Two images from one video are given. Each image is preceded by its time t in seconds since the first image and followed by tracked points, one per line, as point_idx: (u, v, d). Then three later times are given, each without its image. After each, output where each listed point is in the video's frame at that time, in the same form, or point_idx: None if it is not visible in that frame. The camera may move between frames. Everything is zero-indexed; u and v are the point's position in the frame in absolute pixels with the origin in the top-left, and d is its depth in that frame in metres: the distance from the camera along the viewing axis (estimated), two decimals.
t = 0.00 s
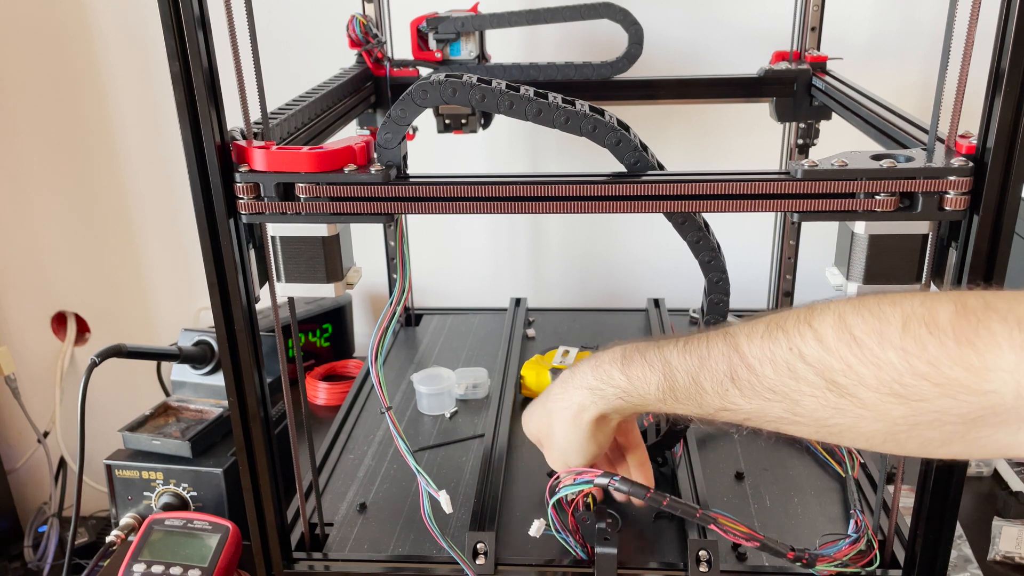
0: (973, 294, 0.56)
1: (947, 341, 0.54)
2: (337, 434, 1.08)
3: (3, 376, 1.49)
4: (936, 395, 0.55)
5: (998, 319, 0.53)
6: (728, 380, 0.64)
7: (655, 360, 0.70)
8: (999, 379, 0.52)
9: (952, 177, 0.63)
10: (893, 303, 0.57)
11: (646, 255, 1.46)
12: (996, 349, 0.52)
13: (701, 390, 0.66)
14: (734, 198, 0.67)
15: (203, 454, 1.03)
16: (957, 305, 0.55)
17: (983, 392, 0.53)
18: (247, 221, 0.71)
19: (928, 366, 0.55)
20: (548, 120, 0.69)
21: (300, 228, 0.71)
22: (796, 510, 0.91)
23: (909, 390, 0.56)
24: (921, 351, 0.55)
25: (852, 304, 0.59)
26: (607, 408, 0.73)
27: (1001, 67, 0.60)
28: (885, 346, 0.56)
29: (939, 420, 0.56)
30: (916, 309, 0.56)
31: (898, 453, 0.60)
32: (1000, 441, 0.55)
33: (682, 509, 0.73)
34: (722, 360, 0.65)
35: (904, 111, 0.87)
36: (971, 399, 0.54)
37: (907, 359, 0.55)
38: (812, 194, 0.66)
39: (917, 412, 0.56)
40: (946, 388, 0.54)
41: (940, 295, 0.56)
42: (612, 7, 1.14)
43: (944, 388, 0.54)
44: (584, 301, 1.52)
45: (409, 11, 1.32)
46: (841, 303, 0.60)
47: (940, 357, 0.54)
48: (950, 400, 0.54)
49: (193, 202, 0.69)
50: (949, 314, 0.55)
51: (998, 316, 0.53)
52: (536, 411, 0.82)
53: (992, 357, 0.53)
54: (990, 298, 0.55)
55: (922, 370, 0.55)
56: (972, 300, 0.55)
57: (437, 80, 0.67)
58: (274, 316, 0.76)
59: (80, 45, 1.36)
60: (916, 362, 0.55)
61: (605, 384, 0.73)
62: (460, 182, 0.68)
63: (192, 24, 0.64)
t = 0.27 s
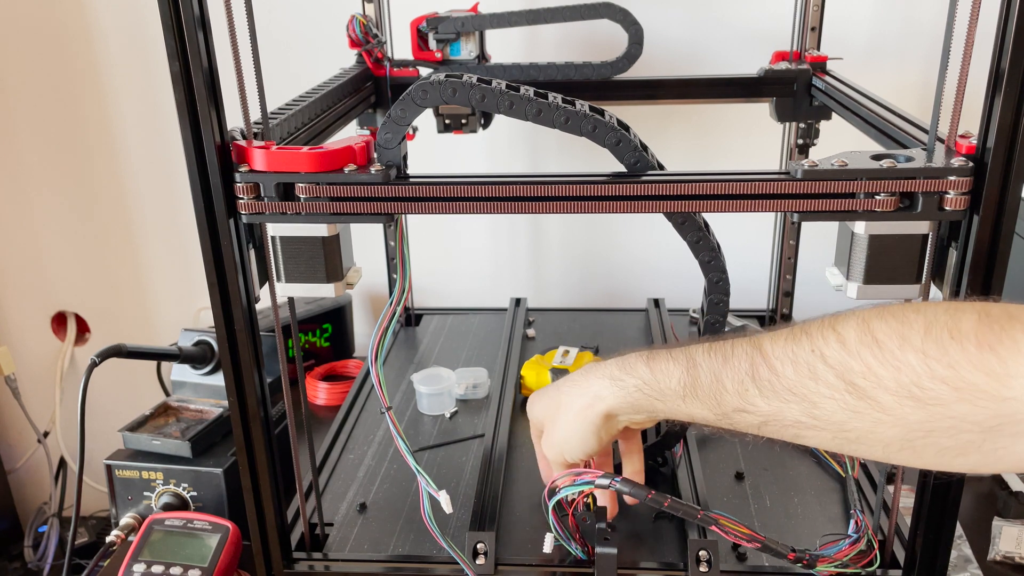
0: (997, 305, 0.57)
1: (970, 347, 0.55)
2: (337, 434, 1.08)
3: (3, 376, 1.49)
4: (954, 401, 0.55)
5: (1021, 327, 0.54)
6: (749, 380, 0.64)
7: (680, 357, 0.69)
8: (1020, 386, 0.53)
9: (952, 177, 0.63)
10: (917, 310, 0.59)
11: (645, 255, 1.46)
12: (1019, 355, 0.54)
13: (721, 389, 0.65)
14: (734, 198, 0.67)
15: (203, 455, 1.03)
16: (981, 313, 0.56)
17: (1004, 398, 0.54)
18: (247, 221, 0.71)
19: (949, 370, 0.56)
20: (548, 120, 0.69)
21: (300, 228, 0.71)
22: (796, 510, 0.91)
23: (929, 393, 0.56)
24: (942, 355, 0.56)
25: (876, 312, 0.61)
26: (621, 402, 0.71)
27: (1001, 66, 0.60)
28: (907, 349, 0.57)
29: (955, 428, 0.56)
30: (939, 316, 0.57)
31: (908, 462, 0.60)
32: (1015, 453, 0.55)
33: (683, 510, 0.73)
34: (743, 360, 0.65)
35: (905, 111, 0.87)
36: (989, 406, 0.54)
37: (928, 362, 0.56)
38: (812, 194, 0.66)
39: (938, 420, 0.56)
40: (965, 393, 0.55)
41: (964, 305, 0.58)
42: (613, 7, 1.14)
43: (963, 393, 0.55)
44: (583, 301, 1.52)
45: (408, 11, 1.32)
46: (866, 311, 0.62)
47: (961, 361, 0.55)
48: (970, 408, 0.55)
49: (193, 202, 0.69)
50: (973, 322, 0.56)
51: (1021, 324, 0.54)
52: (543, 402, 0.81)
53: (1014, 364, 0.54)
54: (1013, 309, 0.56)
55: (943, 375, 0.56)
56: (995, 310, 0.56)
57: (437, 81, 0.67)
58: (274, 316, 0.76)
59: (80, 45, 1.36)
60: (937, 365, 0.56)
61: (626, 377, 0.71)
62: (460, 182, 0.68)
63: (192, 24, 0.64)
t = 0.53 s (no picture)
0: (987, 308, 0.56)
1: (959, 351, 0.55)
2: (337, 434, 1.08)
3: (3, 376, 1.49)
4: (945, 403, 0.55)
5: (1011, 331, 0.53)
6: (742, 384, 0.64)
7: (675, 360, 0.69)
8: (1011, 389, 0.53)
9: (952, 177, 0.63)
10: (907, 314, 0.58)
11: (645, 255, 1.46)
12: (1008, 358, 0.53)
13: (715, 393, 0.65)
14: (734, 198, 0.67)
15: (203, 455, 1.03)
16: (971, 316, 0.55)
17: (997, 401, 0.53)
18: (247, 221, 0.71)
19: (939, 374, 0.55)
20: (548, 120, 0.69)
21: (300, 228, 0.71)
22: (796, 510, 0.91)
23: (919, 397, 0.56)
24: (932, 359, 0.56)
25: (867, 315, 0.60)
26: (619, 404, 0.71)
27: (1001, 66, 0.60)
28: (897, 353, 0.57)
29: (949, 430, 0.56)
30: (929, 319, 0.57)
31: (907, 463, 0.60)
32: (1009, 453, 0.55)
33: (684, 511, 0.73)
34: (736, 364, 0.65)
35: (905, 112, 0.87)
36: (981, 409, 0.54)
37: (917, 366, 0.56)
38: (812, 194, 0.66)
39: (930, 424, 0.56)
40: (957, 397, 0.55)
41: (953, 308, 0.57)
42: (613, 7, 1.14)
43: (955, 396, 0.55)
44: (584, 301, 1.52)
45: (409, 11, 1.32)
46: (856, 314, 0.61)
47: (951, 365, 0.55)
48: (962, 410, 0.55)
49: (192, 202, 0.69)
50: (962, 325, 0.55)
51: (1011, 327, 0.54)
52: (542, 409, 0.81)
53: (1004, 367, 0.53)
54: (1003, 311, 0.55)
55: (933, 378, 0.56)
56: (985, 313, 0.55)
57: (437, 81, 0.67)
58: (274, 316, 0.76)
59: (80, 45, 1.36)
60: (927, 369, 0.56)
61: (623, 379, 0.72)
62: (460, 183, 0.68)
63: (192, 23, 0.64)
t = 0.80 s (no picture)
0: (964, 293, 0.56)
1: (933, 338, 0.55)
2: (337, 434, 1.08)
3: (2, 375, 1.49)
4: (921, 389, 0.55)
5: (986, 318, 0.53)
6: (723, 365, 0.64)
7: (660, 343, 0.69)
8: (986, 375, 0.52)
9: (952, 177, 0.63)
10: (885, 300, 0.58)
11: (646, 255, 1.46)
12: (982, 346, 0.53)
13: (697, 375, 0.66)
14: (734, 198, 0.67)
15: (203, 455, 1.03)
16: (946, 303, 0.55)
17: (971, 387, 0.53)
18: (247, 221, 0.71)
19: (914, 361, 0.55)
20: (548, 120, 0.69)
21: (300, 228, 0.71)
22: (796, 510, 0.91)
23: (895, 383, 0.56)
24: (907, 346, 0.56)
25: (845, 301, 0.60)
26: (609, 380, 0.72)
27: (1001, 67, 0.60)
28: (873, 340, 0.57)
29: (925, 414, 0.56)
30: (906, 306, 0.56)
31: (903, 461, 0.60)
32: (983, 436, 0.55)
33: (686, 500, 0.71)
34: (718, 347, 0.65)
35: (904, 111, 0.87)
36: (956, 394, 0.54)
37: (893, 353, 0.56)
38: (813, 194, 0.66)
39: (900, 407, 0.57)
40: (932, 383, 0.55)
41: (930, 294, 0.57)
42: (612, 7, 1.14)
43: (930, 382, 0.55)
44: (584, 301, 1.52)
45: (409, 11, 1.32)
46: (836, 298, 0.61)
47: (926, 352, 0.55)
48: (936, 396, 0.55)
49: (192, 202, 0.69)
50: (937, 312, 0.55)
51: (985, 314, 0.53)
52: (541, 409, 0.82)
53: (978, 354, 0.53)
54: (980, 297, 0.55)
55: (908, 365, 0.55)
56: (961, 300, 0.55)
57: (437, 81, 0.67)
58: (274, 316, 0.76)
59: (80, 45, 1.36)
60: (901, 356, 0.56)
61: (612, 358, 0.72)
62: (459, 182, 0.68)
63: (192, 23, 0.64)
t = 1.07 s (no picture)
0: (929, 280, 0.57)
1: (901, 325, 0.55)
2: (337, 434, 1.08)
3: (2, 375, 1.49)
4: (892, 377, 0.56)
5: (951, 302, 0.54)
6: (698, 362, 0.64)
7: (635, 342, 0.67)
8: (954, 361, 0.53)
9: (952, 177, 0.63)
10: (852, 289, 0.59)
11: (646, 255, 1.46)
12: (948, 330, 0.54)
13: (673, 373, 0.65)
14: (734, 198, 0.67)
15: (203, 455, 1.03)
16: (912, 290, 0.56)
17: (940, 373, 0.54)
18: (247, 221, 0.71)
19: (883, 349, 0.56)
20: (548, 120, 0.69)
21: (300, 228, 0.71)
22: (796, 510, 0.91)
23: (867, 372, 0.57)
24: (876, 334, 0.56)
25: (813, 291, 0.60)
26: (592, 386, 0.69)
27: (1001, 67, 0.60)
28: (842, 329, 0.57)
29: (899, 399, 0.57)
30: (873, 294, 0.57)
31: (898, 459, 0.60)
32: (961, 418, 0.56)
33: (679, 496, 0.71)
34: (690, 343, 0.64)
35: (905, 112, 0.87)
36: (928, 380, 0.55)
37: (862, 342, 0.57)
38: (813, 194, 0.66)
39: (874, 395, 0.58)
40: (902, 370, 0.56)
41: (896, 282, 0.58)
42: (612, 7, 1.14)
43: (900, 370, 0.56)
44: (584, 301, 1.52)
45: (409, 11, 1.32)
46: (804, 289, 0.61)
47: (895, 340, 0.56)
48: (906, 382, 0.56)
49: (192, 202, 0.69)
50: (904, 299, 0.56)
51: (950, 299, 0.54)
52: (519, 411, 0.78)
53: (945, 339, 0.54)
54: (944, 283, 0.56)
55: (878, 354, 0.56)
56: (927, 286, 0.56)
57: (437, 81, 0.67)
58: (274, 316, 0.76)
59: (80, 45, 1.36)
60: (871, 344, 0.56)
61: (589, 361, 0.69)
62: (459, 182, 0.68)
63: (192, 23, 0.64)
